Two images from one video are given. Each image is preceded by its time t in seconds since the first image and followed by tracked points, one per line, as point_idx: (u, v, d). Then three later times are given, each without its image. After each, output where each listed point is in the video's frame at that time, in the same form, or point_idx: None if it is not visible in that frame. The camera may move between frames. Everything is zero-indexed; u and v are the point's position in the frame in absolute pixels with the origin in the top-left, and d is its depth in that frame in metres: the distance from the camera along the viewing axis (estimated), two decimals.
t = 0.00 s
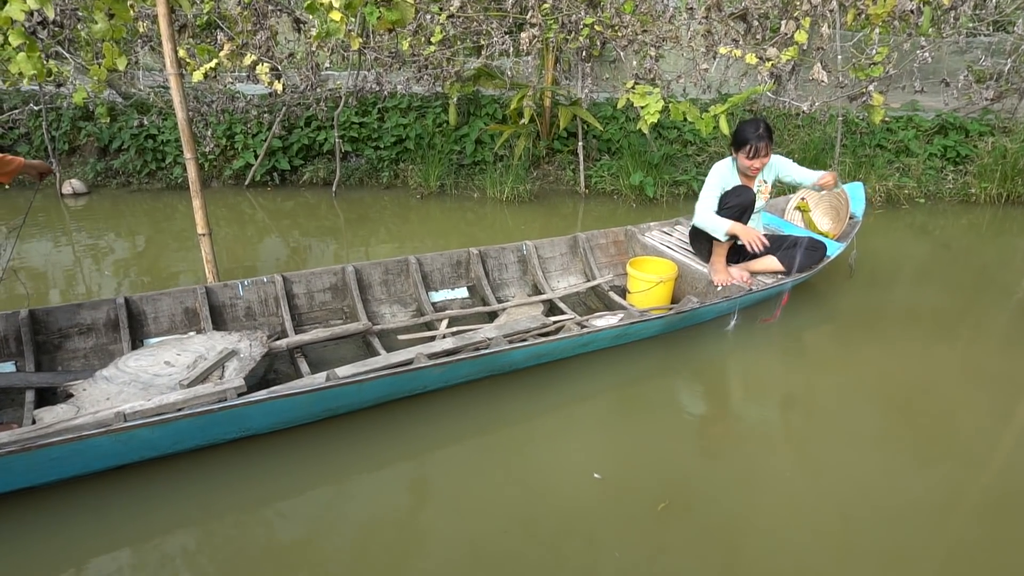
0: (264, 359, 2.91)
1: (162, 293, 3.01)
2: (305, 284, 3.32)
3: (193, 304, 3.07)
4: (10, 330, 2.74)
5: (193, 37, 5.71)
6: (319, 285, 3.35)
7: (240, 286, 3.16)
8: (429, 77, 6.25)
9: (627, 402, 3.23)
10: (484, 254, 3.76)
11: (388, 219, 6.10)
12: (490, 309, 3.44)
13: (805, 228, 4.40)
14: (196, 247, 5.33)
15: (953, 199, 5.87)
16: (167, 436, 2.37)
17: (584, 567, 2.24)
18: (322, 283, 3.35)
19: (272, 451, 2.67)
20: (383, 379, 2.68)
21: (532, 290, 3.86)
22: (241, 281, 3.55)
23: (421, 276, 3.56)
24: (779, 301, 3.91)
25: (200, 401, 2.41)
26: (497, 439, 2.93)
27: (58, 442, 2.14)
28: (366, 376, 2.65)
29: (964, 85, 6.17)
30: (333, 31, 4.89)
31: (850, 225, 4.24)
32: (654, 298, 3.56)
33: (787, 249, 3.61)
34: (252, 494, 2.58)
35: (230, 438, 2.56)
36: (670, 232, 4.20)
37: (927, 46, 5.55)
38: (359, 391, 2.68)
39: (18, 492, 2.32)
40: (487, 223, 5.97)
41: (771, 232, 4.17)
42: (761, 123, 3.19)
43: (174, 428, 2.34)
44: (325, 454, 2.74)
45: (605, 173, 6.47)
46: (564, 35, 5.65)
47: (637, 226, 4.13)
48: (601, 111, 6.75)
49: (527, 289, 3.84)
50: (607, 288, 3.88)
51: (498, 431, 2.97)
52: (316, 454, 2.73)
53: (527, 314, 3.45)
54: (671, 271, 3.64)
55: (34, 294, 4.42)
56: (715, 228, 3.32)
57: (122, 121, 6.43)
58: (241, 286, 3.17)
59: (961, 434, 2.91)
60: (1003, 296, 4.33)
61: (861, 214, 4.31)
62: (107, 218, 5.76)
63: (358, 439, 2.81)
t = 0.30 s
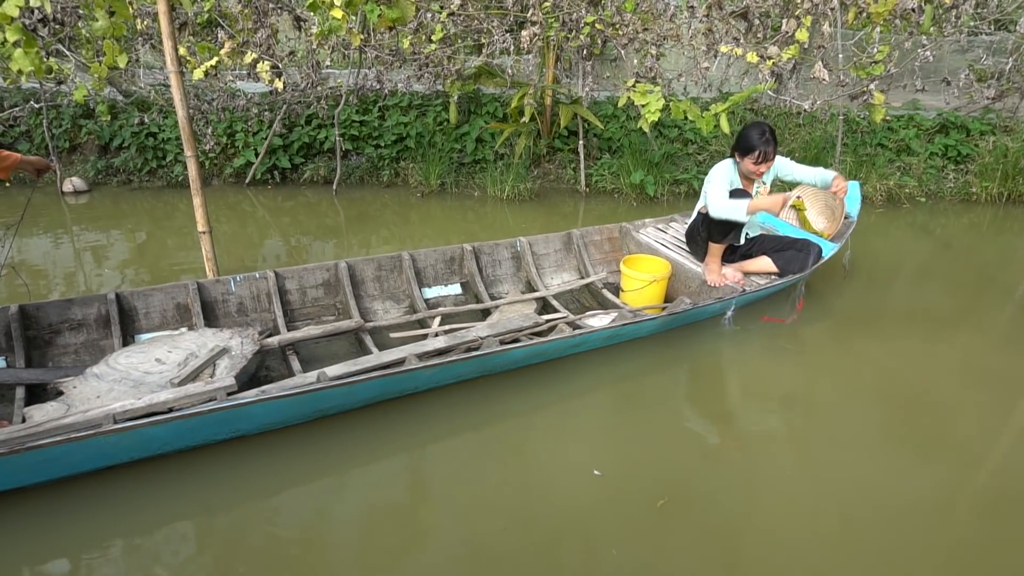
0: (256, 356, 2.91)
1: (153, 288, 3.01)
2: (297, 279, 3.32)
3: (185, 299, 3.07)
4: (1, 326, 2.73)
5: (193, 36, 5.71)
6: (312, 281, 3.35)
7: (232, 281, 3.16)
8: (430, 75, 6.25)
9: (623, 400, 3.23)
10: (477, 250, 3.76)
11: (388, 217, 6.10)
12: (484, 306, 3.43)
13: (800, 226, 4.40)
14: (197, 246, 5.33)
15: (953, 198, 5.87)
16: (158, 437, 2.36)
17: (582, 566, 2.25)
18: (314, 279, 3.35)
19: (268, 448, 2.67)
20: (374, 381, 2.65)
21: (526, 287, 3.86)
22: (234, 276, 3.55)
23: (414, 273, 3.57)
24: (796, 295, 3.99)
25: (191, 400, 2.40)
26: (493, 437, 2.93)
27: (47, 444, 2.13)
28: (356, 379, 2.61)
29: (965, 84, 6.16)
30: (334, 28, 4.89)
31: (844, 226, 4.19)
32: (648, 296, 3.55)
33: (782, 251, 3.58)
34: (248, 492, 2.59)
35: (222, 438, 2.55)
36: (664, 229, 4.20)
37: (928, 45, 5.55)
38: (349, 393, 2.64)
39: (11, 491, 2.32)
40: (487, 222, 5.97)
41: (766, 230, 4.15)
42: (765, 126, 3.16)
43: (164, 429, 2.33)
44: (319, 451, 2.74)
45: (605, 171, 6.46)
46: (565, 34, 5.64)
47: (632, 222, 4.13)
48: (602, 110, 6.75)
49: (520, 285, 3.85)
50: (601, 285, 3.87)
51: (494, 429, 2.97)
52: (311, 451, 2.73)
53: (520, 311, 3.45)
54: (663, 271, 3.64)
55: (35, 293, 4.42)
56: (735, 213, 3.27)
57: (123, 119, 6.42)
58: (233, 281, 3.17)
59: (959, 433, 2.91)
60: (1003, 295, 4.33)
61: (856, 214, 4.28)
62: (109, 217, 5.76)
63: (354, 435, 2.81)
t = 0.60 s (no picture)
0: (248, 355, 2.90)
1: (145, 286, 3.00)
2: (291, 277, 3.31)
3: (177, 297, 3.06)
4: None
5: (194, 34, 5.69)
6: (305, 279, 3.34)
7: (225, 279, 3.15)
8: (431, 73, 6.23)
9: (621, 399, 3.22)
10: (472, 248, 3.74)
11: (390, 216, 6.08)
12: (478, 305, 3.41)
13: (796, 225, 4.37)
14: (197, 244, 5.32)
15: (956, 197, 5.84)
16: (147, 438, 2.34)
17: (581, 563, 2.24)
18: (308, 277, 3.34)
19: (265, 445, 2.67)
20: (364, 382, 2.63)
21: (521, 285, 3.84)
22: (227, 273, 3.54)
23: (408, 270, 3.55)
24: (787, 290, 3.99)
25: (183, 400, 2.39)
26: (491, 434, 2.93)
27: (36, 445, 2.12)
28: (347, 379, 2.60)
29: (968, 82, 6.11)
30: (334, 26, 4.87)
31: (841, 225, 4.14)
32: (643, 295, 3.53)
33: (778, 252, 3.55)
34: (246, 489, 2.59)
35: (214, 438, 2.53)
36: (660, 227, 4.18)
37: (931, 43, 5.52)
38: (340, 393, 2.62)
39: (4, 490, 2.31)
40: (489, 221, 5.95)
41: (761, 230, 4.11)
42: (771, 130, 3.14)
43: (154, 430, 2.32)
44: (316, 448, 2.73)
45: (607, 170, 6.43)
46: (566, 32, 5.62)
47: (628, 220, 4.12)
48: (603, 108, 6.73)
49: (514, 283, 3.83)
50: (596, 283, 3.86)
51: (492, 427, 2.97)
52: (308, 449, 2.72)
53: (514, 310, 3.43)
54: (658, 270, 3.63)
55: (37, 292, 4.41)
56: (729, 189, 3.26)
57: (124, 118, 6.41)
58: (226, 279, 3.16)
59: (959, 431, 2.90)
60: (1006, 294, 4.30)
61: (853, 213, 4.24)
62: (110, 216, 5.75)
63: (351, 433, 2.80)
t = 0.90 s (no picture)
0: (240, 353, 2.89)
1: (138, 284, 3.00)
2: (284, 275, 3.30)
3: (170, 295, 3.06)
4: None
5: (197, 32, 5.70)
6: (298, 277, 3.33)
7: (218, 277, 3.14)
8: (434, 72, 6.21)
9: (621, 398, 3.20)
10: (467, 246, 3.73)
11: (393, 215, 6.07)
12: (472, 304, 3.40)
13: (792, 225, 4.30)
14: (200, 243, 5.32)
15: (961, 197, 5.80)
16: (136, 437, 2.34)
17: (580, 562, 2.23)
18: (301, 274, 3.34)
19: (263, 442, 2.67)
20: (353, 382, 2.61)
21: (516, 284, 3.83)
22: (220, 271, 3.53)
23: (402, 269, 3.54)
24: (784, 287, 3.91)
25: (172, 398, 2.38)
26: (489, 433, 2.92)
27: (23, 444, 2.11)
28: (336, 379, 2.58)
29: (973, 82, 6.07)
30: (337, 25, 4.86)
31: (837, 225, 4.12)
32: (637, 294, 3.52)
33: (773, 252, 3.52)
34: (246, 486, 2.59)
35: (203, 438, 2.53)
36: (656, 226, 4.16)
37: (935, 42, 5.51)
38: (330, 392, 2.61)
39: None
40: (492, 219, 5.93)
41: (758, 230, 4.08)
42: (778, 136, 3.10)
43: (142, 429, 2.30)
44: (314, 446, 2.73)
45: (610, 168, 6.42)
46: (570, 31, 5.61)
47: (623, 219, 4.10)
48: (607, 107, 6.71)
49: (509, 282, 3.82)
50: (591, 283, 3.85)
51: (491, 426, 2.96)
52: (306, 446, 2.72)
53: (508, 309, 3.41)
54: (653, 270, 3.63)
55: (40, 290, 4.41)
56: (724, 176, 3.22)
57: (128, 116, 6.42)
58: (219, 277, 3.15)
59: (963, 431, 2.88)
60: (1011, 295, 4.26)
61: (850, 213, 4.17)
62: (114, 214, 5.75)
63: (349, 431, 2.80)
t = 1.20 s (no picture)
0: (232, 350, 2.90)
1: (130, 280, 3.01)
2: (277, 272, 3.30)
3: (162, 292, 3.07)
4: None
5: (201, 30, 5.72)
6: (291, 274, 3.34)
7: (210, 274, 3.15)
8: (437, 70, 6.18)
9: (619, 395, 3.21)
10: (461, 244, 3.73)
11: (396, 213, 6.08)
12: (465, 302, 3.40)
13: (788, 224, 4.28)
14: (202, 241, 5.33)
15: (964, 196, 5.79)
16: (125, 437, 2.34)
17: (582, 559, 2.24)
18: (294, 272, 3.34)
19: (262, 439, 2.68)
20: (343, 382, 2.61)
21: (510, 281, 3.83)
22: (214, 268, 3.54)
23: (395, 266, 3.55)
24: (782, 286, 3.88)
25: (163, 397, 2.39)
26: (488, 430, 2.92)
27: (13, 443, 2.12)
28: (326, 379, 2.58)
29: (977, 81, 6.03)
30: (342, 24, 4.98)
31: (834, 225, 4.10)
32: (631, 294, 3.52)
33: (768, 251, 3.52)
34: (246, 483, 2.60)
35: (192, 437, 2.53)
36: (652, 224, 4.15)
37: (939, 41, 5.50)
38: (320, 393, 2.61)
39: None
40: (494, 218, 5.94)
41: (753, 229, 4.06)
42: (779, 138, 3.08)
43: (131, 429, 2.31)
44: (313, 443, 2.75)
45: (613, 167, 6.42)
46: (572, 29, 5.60)
47: (618, 216, 4.09)
48: (609, 106, 6.68)
49: (503, 279, 3.83)
50: (585, 281, 3.86)
51: (492, 423, 2.97)
52: (305, 443, 2.74)
53: (500, 308, 3.41)
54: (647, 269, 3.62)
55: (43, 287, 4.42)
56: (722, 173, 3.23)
57: (131, 114, 6.42)
58: (211, 274, 3.16)
59: (964, 431, 2.87)
60: (1013, 293, 4.26)
61: (846, 213, 4.16)
62: (117, 212, 5.77)
63: (348, 428, 2.81)
